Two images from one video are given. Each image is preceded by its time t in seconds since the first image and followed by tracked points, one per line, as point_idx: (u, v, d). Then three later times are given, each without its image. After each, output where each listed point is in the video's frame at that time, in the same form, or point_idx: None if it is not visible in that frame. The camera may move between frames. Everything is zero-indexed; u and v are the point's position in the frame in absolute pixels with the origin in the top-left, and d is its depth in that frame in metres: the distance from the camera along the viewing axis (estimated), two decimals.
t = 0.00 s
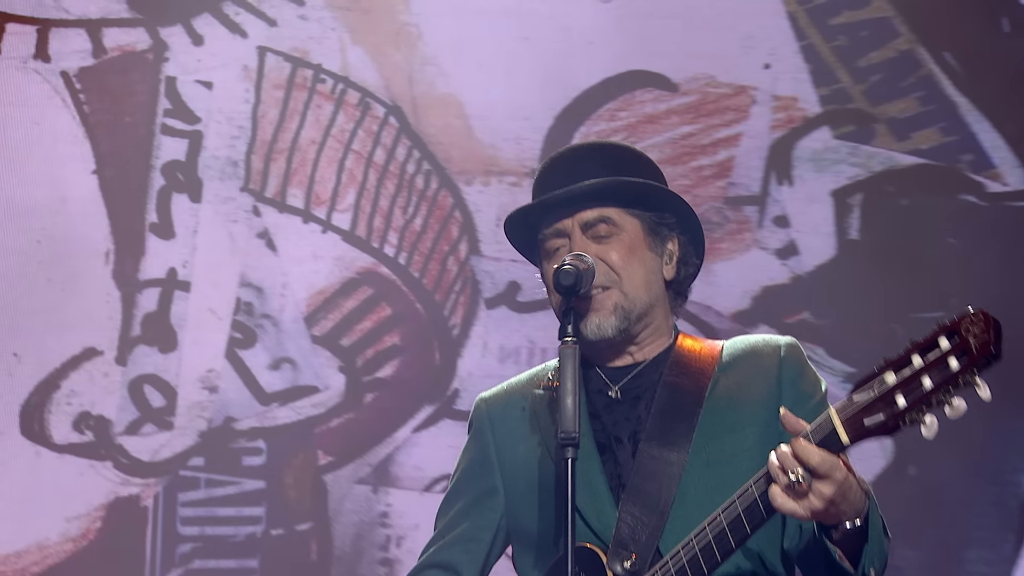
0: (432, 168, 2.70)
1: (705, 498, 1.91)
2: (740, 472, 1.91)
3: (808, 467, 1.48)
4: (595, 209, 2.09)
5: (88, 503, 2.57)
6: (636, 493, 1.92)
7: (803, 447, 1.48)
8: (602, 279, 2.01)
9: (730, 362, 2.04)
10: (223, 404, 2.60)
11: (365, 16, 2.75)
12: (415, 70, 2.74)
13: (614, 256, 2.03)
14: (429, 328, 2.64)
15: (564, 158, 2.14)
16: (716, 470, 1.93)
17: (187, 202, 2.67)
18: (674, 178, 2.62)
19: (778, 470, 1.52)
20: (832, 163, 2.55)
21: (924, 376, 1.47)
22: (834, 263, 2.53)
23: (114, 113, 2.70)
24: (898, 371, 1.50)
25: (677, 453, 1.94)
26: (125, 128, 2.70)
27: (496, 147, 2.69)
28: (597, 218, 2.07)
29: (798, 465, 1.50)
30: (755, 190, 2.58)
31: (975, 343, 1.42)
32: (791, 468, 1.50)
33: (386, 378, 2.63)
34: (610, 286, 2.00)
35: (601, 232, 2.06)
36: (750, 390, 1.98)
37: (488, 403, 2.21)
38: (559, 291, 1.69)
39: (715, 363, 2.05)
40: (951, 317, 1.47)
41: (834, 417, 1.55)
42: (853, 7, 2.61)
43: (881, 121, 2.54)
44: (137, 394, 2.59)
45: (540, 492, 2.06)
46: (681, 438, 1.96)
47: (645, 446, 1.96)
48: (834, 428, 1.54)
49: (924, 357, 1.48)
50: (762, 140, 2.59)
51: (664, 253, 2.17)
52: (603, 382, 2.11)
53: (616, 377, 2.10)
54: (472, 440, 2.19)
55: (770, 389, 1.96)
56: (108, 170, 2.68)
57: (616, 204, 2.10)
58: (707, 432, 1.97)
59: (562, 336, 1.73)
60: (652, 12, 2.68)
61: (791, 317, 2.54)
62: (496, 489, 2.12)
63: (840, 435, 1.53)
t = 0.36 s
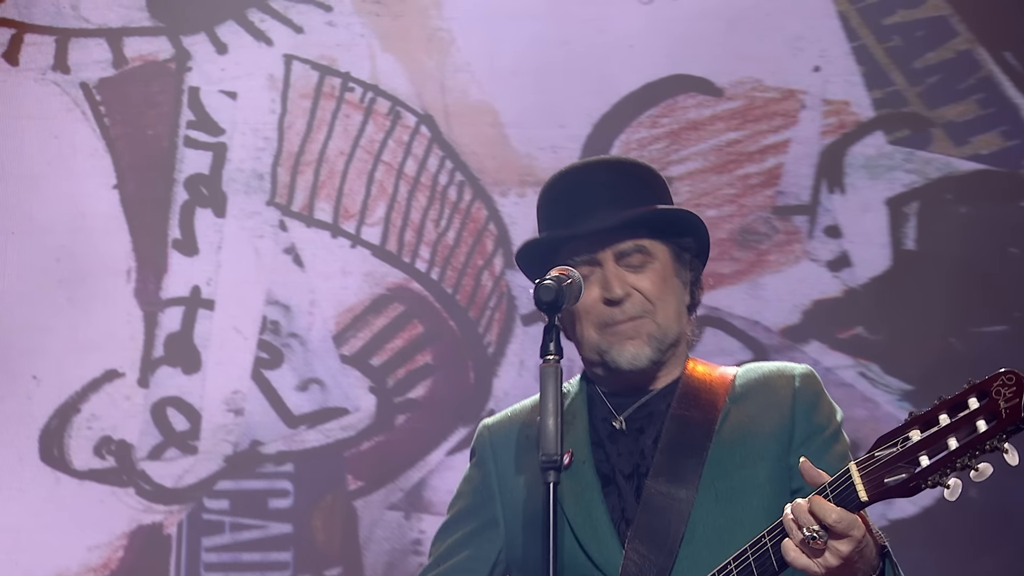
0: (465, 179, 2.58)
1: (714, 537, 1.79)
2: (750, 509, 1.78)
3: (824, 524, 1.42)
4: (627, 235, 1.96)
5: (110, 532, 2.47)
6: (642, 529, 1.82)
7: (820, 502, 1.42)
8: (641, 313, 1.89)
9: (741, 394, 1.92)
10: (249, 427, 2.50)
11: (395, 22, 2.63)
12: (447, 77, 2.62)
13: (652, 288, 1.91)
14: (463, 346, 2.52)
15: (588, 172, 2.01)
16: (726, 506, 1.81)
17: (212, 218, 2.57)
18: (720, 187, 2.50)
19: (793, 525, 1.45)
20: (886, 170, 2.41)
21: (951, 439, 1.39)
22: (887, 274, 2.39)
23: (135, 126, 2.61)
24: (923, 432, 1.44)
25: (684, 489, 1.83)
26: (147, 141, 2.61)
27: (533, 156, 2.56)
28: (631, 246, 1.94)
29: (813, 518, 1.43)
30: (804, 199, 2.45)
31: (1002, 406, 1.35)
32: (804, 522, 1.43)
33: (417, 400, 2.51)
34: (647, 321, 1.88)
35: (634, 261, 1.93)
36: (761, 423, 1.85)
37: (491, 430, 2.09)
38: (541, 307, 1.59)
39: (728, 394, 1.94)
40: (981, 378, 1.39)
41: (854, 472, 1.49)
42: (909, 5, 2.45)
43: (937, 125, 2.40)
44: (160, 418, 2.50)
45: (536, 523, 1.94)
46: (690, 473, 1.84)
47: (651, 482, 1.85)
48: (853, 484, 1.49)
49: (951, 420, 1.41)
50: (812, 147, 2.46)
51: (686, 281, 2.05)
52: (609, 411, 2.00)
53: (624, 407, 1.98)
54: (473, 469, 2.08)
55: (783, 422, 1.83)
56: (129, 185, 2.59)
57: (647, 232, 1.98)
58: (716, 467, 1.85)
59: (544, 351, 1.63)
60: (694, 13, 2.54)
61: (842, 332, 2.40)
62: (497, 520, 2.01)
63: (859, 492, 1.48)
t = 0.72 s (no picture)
0: (500, 193, 2.45)
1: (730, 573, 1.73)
2: (770, 546, 1.72)
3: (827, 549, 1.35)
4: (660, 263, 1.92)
5: (130, 564, 2.37)
6: (655, 564, 1.76)
7: (821, 527, 1.35)
8: (674, 342, 1.87)
9: (769, 425, 1.85)
10: (275, 454, 2.39)
11: (426, 28, 2.51)
12: (481, 85, 2.49)
13: (686, 315, 1.89)
14: (499, 367, 2.39)
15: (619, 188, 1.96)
16: (745, 541, 1.75)
17: (236, 235, 2.46)
18: (769, 198, 2.35)
19: (797, 552, 1.38)
20: (946, 180, 2.27)
21: (960, 459, 1.31)
22: (949, 290, 2.24)
23: (157, 140, 2.52)
24: (934, 452, 1.35)
25: (702, 523, 1.78)
26: (170, 155, 2.51)
27: (571, 167, 2.43)
28: (665, 270, 1.91)
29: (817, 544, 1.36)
30: (859, 211, 2.30)
31: (1017, 426, 1.26)
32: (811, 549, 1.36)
33: (450, 425, 2.39)
34: (681, 350, 1.86)
35: (668, 287, 1.91)
36: (787, 457, 1.79)
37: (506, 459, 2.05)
38: (520, 327, 1.57)
39: (753, 426, 1.87)
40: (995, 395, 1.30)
41: (863, 496, 1.40)
42: (969, 4, 2.32)
43: (1001, 131, 2.26)
44: (182, 445, 2.39)
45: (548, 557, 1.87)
46: (710, 507, 1.79)
47: (669, 513, 1.79)
48: (863, 508, 1.40)
49: (964, 439, 1.32)
50: (867, 156, 2.32)
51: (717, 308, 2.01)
52: (629, 441, 1.93)
53: (645, 437, 1.92)
54: (488, 501, 2.03)
55: (809, 457, 1.77)
56: (150, 202, 2.49)
57: (679, 257, 1.94)
58: (735, 501, 1.79)
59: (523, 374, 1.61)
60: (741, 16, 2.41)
61: (900, 351, 2.25)
62: (511, 554, 1.97)
63: (868, 518, 1.39)
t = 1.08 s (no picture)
0: (546, 209, 2.30)
1: None
2: None
3: None
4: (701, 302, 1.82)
5: None
6: None
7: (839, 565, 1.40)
8: (719, 386, 1.78)
9: (820, 463, 1.75)
10: (310, 488, 2.25)
11: (467, 37, 2.38)
12: (526, 96, 2.34)
13: (732, 356, 1.79)
14: (546, 394, 2.25)
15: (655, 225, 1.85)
16: None
17: (268, 256, 2.34)
18: (833, 212, 2.19)
19: None
20: None
21: (982, 493, 1.28)
22: None
23: (187, 159, 2.41)
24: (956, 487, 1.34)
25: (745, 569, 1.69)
26: (200, 174, 2.40)
27: (622, 182, 2.28)
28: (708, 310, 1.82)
29: None
30: (930, 225, 2.13)
31: None
32: None
33: (495, 456, 2.23)
34: (727, 394, 1.77)
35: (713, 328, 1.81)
36: (834, 498, 1.69)
37: (548, 504, 1.98)
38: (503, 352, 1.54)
39: (804, 464, 1.77)
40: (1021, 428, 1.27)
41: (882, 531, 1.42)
42: None
43: None
44: (212, 478, 2.27)
45: None
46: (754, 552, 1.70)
47: (711, 559, 1.73)
48: (882, 543, 1.41)
49: (987, 472, 1.29)
50: (939, 166, 2.15)
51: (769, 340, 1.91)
52: (672, 483, 1.87)
53: (689, 480, 1.85)
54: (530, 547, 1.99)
55: (862, 499, 1.67)
56: (180, 223, 2.38)
57: (723, 294, 1.84)
58: (781, 542, 1.69)
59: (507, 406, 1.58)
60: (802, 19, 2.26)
61: (976, 375, 2.07)
62: None
63: (886, 554, 1.40)
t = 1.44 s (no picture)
0: (598, 236, 2.16)
1: None
2: None
3: None
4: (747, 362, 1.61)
5: None
6: None
7: None
8: (767, 450, 1.57)
9: (875, 525, 1.55)
10: (350, 533, 2.12)
11: (514, 54, 2.24)
12: (576, 116, 2.20)
13: (780, 419, 1.58)
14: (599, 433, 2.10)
15: (699, 274, 1.64)
16: None
17: (305, 288, 2.22)
18: (907, 236, 2.03)
19: None
20: None
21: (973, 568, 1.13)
22: None
23: (220, 187, 2.29)
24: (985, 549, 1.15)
25: None
26: (234, 203, 2.28)
27: (679, 206, 2.14)
28: (754, 371, 1.61)
29: None
30: (1012, 249, 1.97)
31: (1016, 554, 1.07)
32: None
33: (547, 498, 2.12)
34: (775, 459, 1.57)
35: (760, 388, 1.60)
36: (887, 562, 1.50)
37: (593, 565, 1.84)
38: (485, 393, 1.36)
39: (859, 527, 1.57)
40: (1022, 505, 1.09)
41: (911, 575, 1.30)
42: None
43: None
44: (247, 524, 2.14)
45: None
46: None
47: None
48: None
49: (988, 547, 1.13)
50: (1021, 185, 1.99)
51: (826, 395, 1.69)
52: (722, 547, 1.69)
53: (738, 543, 1.67)
54: None
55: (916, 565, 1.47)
56: (212, 253, 2.26)
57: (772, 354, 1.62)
58: None
59: (491, 449, 1.39)
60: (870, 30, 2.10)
61: None
62: None
63: None
